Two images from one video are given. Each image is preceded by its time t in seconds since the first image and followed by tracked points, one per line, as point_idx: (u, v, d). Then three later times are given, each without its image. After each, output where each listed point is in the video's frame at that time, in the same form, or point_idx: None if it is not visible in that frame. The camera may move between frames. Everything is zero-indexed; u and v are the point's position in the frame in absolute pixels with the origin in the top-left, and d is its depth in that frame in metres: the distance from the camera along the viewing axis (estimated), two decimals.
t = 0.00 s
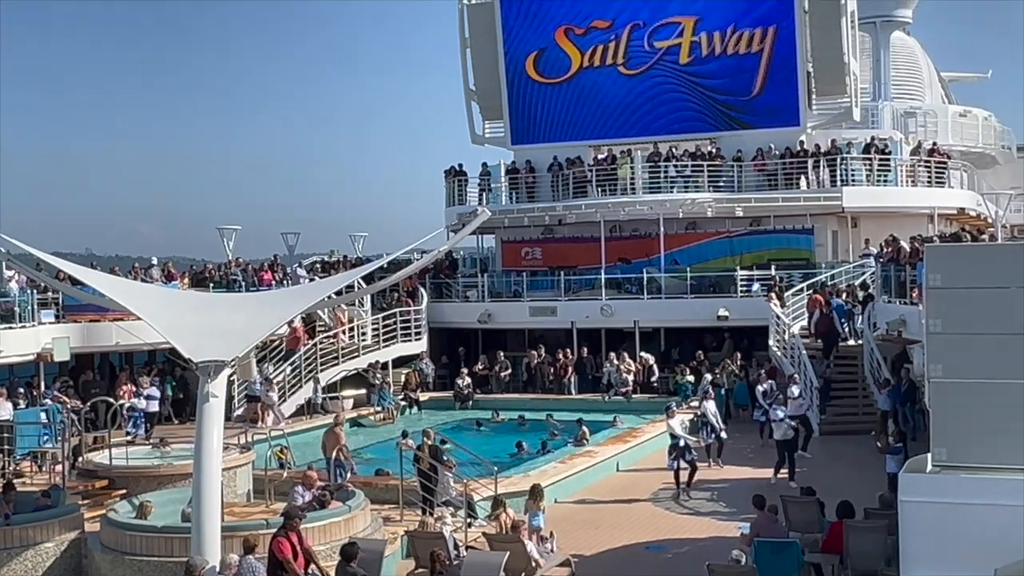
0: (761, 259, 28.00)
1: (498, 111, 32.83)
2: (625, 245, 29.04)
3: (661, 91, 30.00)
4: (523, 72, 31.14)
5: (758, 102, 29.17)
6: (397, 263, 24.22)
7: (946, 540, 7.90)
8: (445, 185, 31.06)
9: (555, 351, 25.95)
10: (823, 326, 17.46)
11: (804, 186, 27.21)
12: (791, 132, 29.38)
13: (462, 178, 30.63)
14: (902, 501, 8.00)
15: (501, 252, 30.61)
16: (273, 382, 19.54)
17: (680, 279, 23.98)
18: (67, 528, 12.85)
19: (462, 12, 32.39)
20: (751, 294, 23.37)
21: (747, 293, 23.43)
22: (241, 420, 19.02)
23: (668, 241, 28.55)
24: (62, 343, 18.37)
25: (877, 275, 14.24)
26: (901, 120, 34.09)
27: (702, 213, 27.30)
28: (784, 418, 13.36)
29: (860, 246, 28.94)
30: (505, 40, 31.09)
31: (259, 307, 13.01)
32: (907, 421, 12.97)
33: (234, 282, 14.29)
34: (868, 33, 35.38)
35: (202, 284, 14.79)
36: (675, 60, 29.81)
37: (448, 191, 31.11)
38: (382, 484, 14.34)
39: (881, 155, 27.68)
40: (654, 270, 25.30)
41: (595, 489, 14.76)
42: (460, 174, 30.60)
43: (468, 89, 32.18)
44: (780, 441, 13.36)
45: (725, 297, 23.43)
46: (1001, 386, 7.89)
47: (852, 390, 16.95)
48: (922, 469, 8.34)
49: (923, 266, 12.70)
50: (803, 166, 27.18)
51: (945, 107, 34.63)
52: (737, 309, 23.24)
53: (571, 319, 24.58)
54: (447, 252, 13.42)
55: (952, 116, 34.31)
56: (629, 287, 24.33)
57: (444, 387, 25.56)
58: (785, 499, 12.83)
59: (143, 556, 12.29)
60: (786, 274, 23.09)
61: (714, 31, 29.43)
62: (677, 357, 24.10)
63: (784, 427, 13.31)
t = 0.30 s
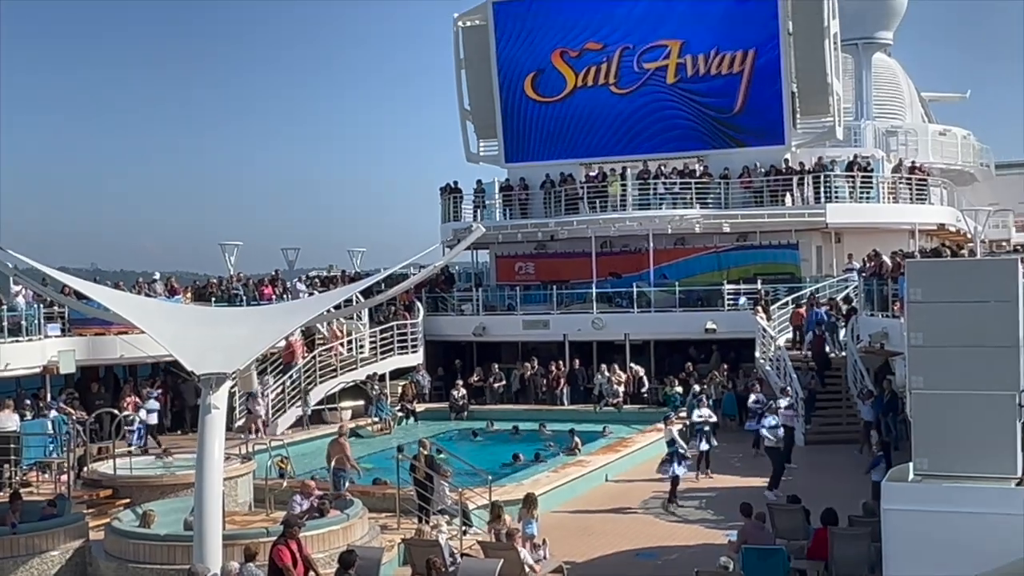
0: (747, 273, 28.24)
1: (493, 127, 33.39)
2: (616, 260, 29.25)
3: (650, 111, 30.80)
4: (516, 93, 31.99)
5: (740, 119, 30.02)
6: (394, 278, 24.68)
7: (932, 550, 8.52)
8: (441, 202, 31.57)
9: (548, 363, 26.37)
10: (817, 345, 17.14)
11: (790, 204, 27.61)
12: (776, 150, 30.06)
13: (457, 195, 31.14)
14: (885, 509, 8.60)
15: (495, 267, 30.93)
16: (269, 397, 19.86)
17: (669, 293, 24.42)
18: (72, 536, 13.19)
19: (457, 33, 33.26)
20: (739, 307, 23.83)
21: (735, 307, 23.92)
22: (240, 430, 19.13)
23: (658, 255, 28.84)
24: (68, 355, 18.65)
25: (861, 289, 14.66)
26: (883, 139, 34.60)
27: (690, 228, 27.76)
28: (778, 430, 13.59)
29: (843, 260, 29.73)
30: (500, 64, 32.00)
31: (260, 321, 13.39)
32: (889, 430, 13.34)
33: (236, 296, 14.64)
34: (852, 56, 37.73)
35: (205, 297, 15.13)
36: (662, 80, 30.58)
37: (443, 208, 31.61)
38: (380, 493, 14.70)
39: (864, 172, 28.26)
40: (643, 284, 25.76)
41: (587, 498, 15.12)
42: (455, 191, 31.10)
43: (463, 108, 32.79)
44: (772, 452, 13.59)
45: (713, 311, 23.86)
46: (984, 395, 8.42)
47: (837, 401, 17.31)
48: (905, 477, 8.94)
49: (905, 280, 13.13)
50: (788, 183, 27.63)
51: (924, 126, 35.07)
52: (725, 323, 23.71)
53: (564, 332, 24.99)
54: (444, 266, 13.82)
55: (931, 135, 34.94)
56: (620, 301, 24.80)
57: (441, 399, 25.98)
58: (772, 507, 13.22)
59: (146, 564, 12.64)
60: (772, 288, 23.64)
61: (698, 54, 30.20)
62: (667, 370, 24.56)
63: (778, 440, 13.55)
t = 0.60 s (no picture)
0: (728, 282, 29.37)
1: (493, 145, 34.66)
2: (606, 270, 30.36)
3: (641, 133, 32.10)
4: (511, 116, 33.28)
5: (724, 143, 31.45)
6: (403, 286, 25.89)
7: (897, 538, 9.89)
8: (446, 217, 32.81)
9: (544, 365, 27.48)
10: (800, 352, 17.77)
11: (768, 218, 28.89)
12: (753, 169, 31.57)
13: (460, 211, 32.42)
14: (854, 501, 10.07)
15: (495, 277, 31.98)
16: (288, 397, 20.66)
17: (657, 299, 25.50)
18: (104, 526, 14.29)
19: (460, 61, 34.52)
20: (720, 314, 24.79)
21: (716, 313, 24.88)
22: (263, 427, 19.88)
23: (645, 266, 29.82)
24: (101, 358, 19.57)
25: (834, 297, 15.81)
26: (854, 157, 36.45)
27: (675, 241, 29.25)
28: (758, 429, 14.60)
29: (817, 271, 30.66)
30: (499, 86, 33.17)
31: (278, 327, 14.49)
32: (861, 428, 14.35)
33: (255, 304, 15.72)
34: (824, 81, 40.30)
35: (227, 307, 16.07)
36: (651, 105, 31.92)
37: (448, 223, 32.89)
38: (388, 486, 15.82)
39: (836, 189, 29.54)
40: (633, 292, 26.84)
41: (580, 491, 16.19)
42: (459, 207, 32.36)
43: (466, 131, 34.20)
44: (753, 449, 14.63)
45: (696, 316, 24.84)
46: (947, 401, 9.79)
47: (811, 402, 18.30)
48: (876, 472, 10.37)
49: (873, 289, 14.25)
50: (766, 200, 28.94)
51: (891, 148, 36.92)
52: (707, 328, 24.73)
53: (558, 337, 26.09)
54: (448, 276, 14.91)
55: (898, 155, 36.69)
56: (610, 308, 25.91)
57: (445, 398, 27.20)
58: (751, 499, 14.32)
59: (172, 552, 13.70)
60: (750, 296, 24.76)
61: (686, 79, 31.51)
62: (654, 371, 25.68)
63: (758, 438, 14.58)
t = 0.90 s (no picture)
0: (715, 285, 30.45)
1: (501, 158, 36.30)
2: (605, 274, 31.54)
3: (638, 151, 33.58)
4: (516, 135, 34.88)
5: (712, 160, 32.97)
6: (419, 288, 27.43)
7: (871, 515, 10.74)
8: (457, 226, 34.62)
9: (547, 362, 28.92)
10: (783, 351, 19.19)
11: (752, 227, 30.37)
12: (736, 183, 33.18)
13: (471, 222, 34.46)
14: (831, 485, 10.85)
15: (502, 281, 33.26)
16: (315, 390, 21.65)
17: (650, 301, 27.01)
18: (147, 507, 15.79)
19: (470, 85, 36.11)
20: (708, 314, 26.23)
21: (705, 314, 26.36)
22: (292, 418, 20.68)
23: (640, 270, 31.11)
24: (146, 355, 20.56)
25: (813, 299, 17.24)
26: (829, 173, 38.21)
27: (667, 248, 30.62)
28: (744, 419, 15.95)
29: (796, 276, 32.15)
30: (505, 105, 34.79)
31: (306, 327, 15.95)
32: (836, 419, 15.71)
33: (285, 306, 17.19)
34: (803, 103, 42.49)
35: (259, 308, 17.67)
36: (645, 125, 33.41)
37: (460, 232, 34.74)
38: (406, 471, 17.32)
39: (813, 201, 31.17)
40: (629, 295, 28.34)
41: (581, 476, 17.61)
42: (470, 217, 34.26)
43: (476, 148, 35.87)
44: (738, 438, 15.99)
45: (687, 317, 26.31)
46: (910, 395, 11.09)
47: (791, 395, 19.79)
48: (848, 460, 11.47)
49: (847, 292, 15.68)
50: (749, 210, 30.48)
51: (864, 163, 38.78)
52: (696, 328, 26.09)
53: (560, 335, 27.54)
54: (460, 280, 16.36)
55: (869, 169, 38.69)
56: (607, 309, 27.40)
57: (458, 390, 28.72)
58: (737, 484, 15.75)
59: (209, 530, 15.15)
60: (737, 298, 26.15)
61: (678, 100, 32.97)
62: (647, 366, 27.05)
63: (744, 427, 15.94)
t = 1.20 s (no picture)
0: (709, 286, 32.27)
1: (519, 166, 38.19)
2: (608, 276, 33.50)
3: (641, 165, 35.30)
4: (533, 154, 36.75)
5: (704, 168, 34.58)
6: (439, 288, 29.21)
7: (855, 497, 11.20)
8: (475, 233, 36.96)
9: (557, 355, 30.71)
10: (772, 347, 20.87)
11: (743, 233, 31.99)
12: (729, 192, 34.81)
13: (489, 228, 36.64)
14: (814, 468, 11.25)
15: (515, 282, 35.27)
16: (345, 379, 23.05)
17: (649, 300, 28.56)
18: (196, 486, 17.53)
19: (486, 105, 38.22)
20: (703, 312, 27.90)
21: (700, 312, 27.99)
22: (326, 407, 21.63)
23: (641, 272, 32.95)
24: (195, 350, 22.19)
25: (798, 298, 18.85)
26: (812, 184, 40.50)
27: (664, 253, 32.27)
28: (735, 407, 17.55)
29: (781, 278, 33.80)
30: (518, 126, 36.75)
31: (338, 323, 17.68)
32: (818, 408, 17.27)
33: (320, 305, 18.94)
34: (788, 120, 44.37)
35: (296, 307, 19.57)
36: (644, 141, 35.11)
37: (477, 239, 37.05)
38: (428, 454, 19.07)
39: (798, 209, 32.94)
40: (632, 295, 30.04)
41: (587, 459, 19.29)
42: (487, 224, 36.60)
43: (490, 162, 37.92)
44: (730, 424, 17.58)
45: (683, 315, 27.95)
46: (890, 386, 11.33)
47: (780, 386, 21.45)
48: (832, 446, 11.80)
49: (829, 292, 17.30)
50: (738, 218, 31.96)
51: (844, 175, 41.18)
52: (692, 324, 27.75)
53: (568, 332, 29.23)
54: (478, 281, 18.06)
55: (849, 181, 41.12)
56: (609, 306, 29.05)
57: (476, 380, 30.58)
58: (729, 467, 17.37)
59: (252, 507, 16.85)
60: (729, 298, 27.76)
61: (672, 117, 34.59)
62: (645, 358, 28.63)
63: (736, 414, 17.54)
